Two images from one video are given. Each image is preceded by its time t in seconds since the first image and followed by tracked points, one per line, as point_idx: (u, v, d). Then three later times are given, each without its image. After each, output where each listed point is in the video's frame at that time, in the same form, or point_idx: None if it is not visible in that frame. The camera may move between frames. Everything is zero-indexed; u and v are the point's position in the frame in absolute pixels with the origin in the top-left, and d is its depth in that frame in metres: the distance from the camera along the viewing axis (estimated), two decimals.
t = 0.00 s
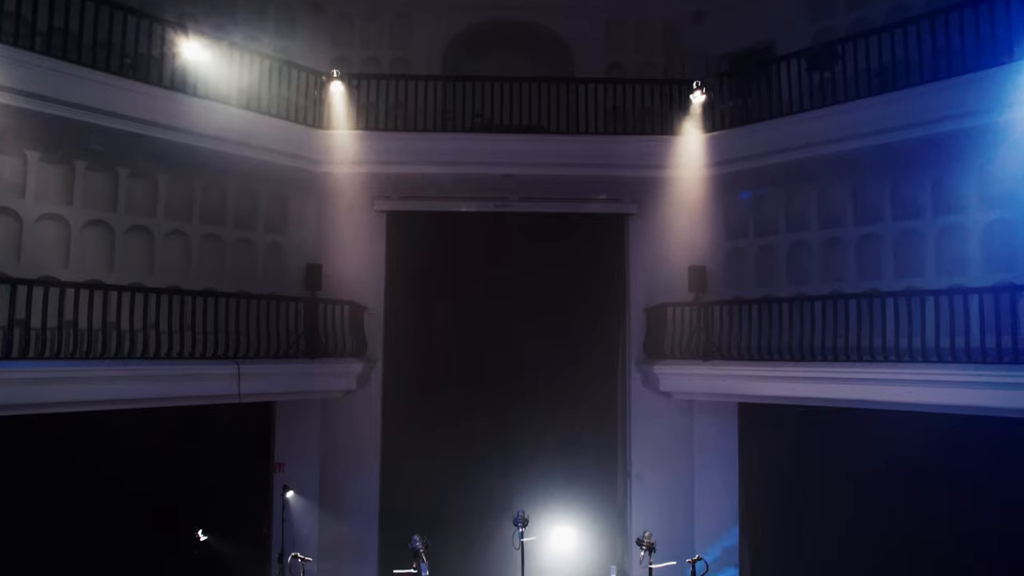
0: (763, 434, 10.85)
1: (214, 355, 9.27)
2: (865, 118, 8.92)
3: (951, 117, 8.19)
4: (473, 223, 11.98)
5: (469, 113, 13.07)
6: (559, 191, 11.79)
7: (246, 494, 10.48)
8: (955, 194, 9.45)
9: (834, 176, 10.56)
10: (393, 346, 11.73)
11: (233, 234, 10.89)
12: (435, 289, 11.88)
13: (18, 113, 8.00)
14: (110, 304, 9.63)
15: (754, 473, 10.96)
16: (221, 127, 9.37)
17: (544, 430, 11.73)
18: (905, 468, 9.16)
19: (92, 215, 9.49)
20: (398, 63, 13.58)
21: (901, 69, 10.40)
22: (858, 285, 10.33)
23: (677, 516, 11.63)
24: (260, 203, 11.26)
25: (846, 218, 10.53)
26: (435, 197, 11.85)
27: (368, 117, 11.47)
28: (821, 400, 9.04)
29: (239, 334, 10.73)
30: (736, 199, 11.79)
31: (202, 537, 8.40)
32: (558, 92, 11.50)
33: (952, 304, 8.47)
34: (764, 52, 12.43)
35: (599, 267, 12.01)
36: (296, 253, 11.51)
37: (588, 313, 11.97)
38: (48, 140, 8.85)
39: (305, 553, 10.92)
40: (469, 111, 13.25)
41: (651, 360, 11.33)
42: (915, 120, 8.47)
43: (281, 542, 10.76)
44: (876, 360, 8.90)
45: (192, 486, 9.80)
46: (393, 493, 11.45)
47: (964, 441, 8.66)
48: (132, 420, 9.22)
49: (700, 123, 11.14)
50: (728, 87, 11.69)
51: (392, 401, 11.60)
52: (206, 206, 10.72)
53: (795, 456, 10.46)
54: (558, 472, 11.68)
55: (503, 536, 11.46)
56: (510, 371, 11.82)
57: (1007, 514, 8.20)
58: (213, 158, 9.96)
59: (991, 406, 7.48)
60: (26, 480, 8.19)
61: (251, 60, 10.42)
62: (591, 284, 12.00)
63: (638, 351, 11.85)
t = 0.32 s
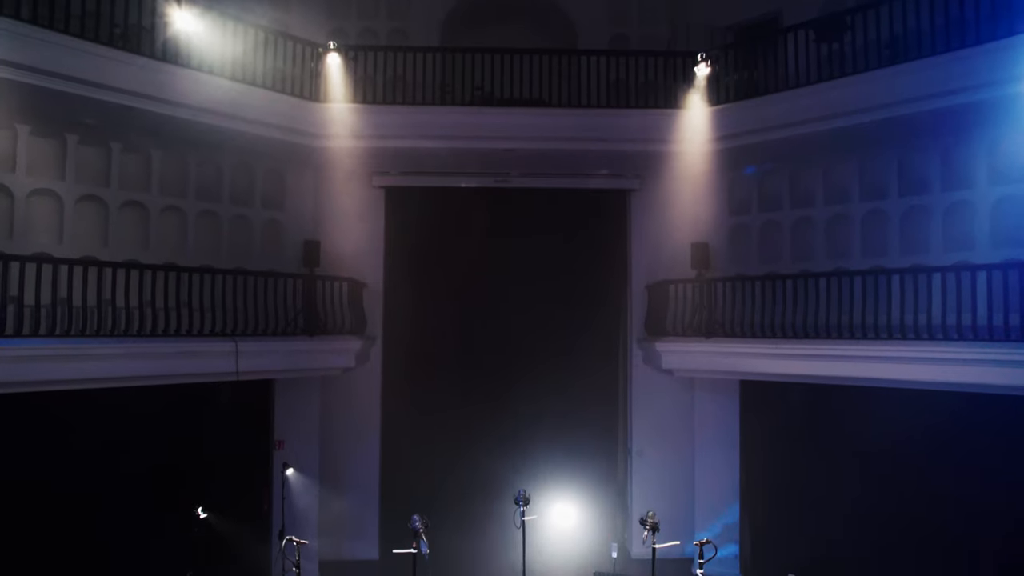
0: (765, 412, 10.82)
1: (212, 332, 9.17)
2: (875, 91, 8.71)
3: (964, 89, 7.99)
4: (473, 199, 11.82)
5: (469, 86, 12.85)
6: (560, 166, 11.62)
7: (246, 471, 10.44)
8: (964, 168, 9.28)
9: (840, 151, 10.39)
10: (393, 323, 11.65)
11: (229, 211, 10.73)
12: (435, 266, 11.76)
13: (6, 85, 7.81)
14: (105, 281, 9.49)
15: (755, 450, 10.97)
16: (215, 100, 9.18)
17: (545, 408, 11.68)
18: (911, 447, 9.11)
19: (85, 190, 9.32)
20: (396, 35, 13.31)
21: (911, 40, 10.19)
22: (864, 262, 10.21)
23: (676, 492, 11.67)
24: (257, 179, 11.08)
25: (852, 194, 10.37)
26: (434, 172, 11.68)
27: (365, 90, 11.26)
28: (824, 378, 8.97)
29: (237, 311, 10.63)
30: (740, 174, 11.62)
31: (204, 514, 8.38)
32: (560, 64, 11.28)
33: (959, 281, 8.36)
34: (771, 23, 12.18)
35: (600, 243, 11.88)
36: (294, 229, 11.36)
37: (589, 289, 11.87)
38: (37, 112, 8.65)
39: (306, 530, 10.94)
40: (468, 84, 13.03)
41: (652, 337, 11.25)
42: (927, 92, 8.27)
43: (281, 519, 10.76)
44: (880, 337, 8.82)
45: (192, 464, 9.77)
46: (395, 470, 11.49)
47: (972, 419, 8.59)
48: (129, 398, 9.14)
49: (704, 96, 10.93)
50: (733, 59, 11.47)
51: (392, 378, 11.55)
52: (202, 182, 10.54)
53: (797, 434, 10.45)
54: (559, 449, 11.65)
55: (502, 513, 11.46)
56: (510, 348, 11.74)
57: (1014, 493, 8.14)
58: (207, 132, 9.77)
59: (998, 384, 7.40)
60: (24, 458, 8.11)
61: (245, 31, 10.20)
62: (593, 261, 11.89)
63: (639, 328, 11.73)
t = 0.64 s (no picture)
0: (768, 389, 10.74)
1: (208, 309, 9.04)
2: (887, 62, 8.48)
3: (980, 59, 7.76)
4: (473, 173, 11.61)
5: (468, 58, 12.58)
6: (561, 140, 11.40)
7: (246, 450, 10.37)
8: (975, 142, 9.08)
9: (848, 125, 10.17)
10: (392, 300, 11.53)
11: (225, 186, 10.55)
12: (434, 242, 11.60)
13: None
14: (100, 258, 9.34)
15: (755, 428, 10.88)
16: (208, 72, 8.98)
17: (545, 386, 11.60)
18: (916, 425, 9.06)
19: (77, 165, 9.13)
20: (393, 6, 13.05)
21: (922, 11, 9.92)
22: (869, 238, 10.05)
23: (677, 468, 11.71)
24: (253, 154, 10.89)
25: (859, 169, 10.17)
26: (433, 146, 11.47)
27: (362, 63, 11.03)
28: (829, 356, 8.87)
29: (234, 288, 10.49)
30: (745, 149, 11.41)
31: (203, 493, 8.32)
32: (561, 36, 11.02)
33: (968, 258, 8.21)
34: None
35: (602, 219, 11.70)
36: (291, 205, 11.17)
37: (590, 266, 11.73)
38: (27, 84, 8.44)
39: (306, 508, 10.89)
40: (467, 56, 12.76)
41: (655, 314, 11.14)
42: (941, 63, 8.05)
43: (281, 497, 10.73)
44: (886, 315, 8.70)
45: (191, 442, 9.71)
46: (396, 447, 11.49)
47: (979, 398, 8.52)
48: (126, 376, 9.03)
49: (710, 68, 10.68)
50: (739, 30, 11.21)
51: (393, 356, 11.50)
52: (197, 156, 10.35)
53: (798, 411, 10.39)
54: (559, 426, 11.60)
55: (503, 490, 11.50)
56: (511, 326, 11.63)
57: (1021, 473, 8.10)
58: (201, 106, 9.57)
59: (1006, 362, 7.30)
60: (22, 437, 8.03)
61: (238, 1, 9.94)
62: (596, 238, 11.72)
63: (640, 306, 11.65)
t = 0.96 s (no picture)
0: (770, 368, 10.66)
1: (203, 287, 8.90)
2: (898, 33, 8.24)
3: (995, 30, 7.52)
4: (473, 149, 11.39)
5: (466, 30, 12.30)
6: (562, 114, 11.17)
7: (243, 430, 10.28)
8: (986, 116, 8.86)
9: (855, 99, 9.95)
10: (391, 277, 11.41)
11: (220, 161, 10.34)
12: (434, 219, 11.43)
13: None
14: (93, 236, 9.19)
15: (756, 405, 10.76)
16: (199, 43, 8.77)
17: (546, 363, 11.51)
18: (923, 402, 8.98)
19: (68, 140, 8.94)
20: None
21: None
22: (875, 215, 9.87)
23: (677, 446, 11.68)
24: (248, 129, 10.66)
25: (866, 144, 9.96)
26: (432, 121, 11.24)
27: (358, 34, 10.78)
28: (834, 335, 8.75)
29: (231, 266, 10.35)
30: (750, 123, 11.18)
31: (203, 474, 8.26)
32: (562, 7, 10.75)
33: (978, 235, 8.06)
34: None
35: (604, 196, 11.51)
36: (288, 181, 10.96)
37: (592, 243, 11.54)
38: (14, 56, 8.23)
39: (306, 487, 10.85)
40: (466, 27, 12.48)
41: (658, 292, 11.02)
42: (954, 34, 7.81)
43: (281, 477, 10.66)
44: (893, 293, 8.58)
45: (188, 421, 9.62)
46: (395, 426, 11.43)
47: (983, 376, 8.46)
48: (122, 356, 8.90)
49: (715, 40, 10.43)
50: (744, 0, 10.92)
51: (393, 334, 11.41)
52: (190, 131, 10.13)
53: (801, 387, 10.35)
54: (558, 404, 11.52)
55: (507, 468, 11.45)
56: (511, 303, 11.50)
57: None
58: (193, 78, 9.36)
59: (1016, 341, 7.19)
60: (18, 418, 7.93)
61: None
62: (598, 215, 11.52)
63: (642, 284, 11.61)
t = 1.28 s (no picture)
0: (776, 348, 10.66)
1: (199, 265, 8.75)
2: (911, 2, 8.00)
3: None
4: (473, 123, 11.17)
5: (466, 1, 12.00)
6: (564, 88, 10.94)
7: (241, 408, 10.22)
8: (998, 89, 8.65)
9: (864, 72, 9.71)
10: (389, 254, 11.26)
11: (215, 137, 10.14)
12: (434, 195, 11.24)
13: None
14: (86, 212, 9.02)
15: (760, 382, 10.82)
16: (190, 13, 8.56)
17: (546, 343, 11.39)
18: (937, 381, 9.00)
19: (58, 114, 8.75)
20: None
21: None
22: (883, 191, 9.68)
23: (678, 425, 11.62)
24: (244, 104, 10.43)
25: (874, 118, 9.74)
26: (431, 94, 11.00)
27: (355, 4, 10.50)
28: (840, 313, 8.64)
29: (227, 243, 10.19)
30: (757, 97, 10.89)
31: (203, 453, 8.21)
32: None
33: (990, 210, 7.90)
34: None
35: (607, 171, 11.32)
36: (284, 156, 10.75)
37: (594, 220, 11.32)
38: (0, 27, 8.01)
39: (307, 466, 10.80)
40: None
41: (660, 269, 10.88)
42: (968, 3, 7.58)
43: (281, 455, 10.59)
44: (901, 271, 8.45)
45: (185, 400, 9.54)
46: (396, 406, 11.33)
47: (996, 356, 8.53)
48: (115, 334, 8.78)
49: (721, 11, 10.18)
50: None
51: (394, 312, 11.31)
52: (184, 105, 9.91)
53: (809, 367, 10.33)
54: (558, 384, 11.41)
55: (507, 448, 11.36)
56: (511, 281, 11.37)
57: None
58: (184, 50, 9.13)
59: None
60: (15, 397, 7.86)
61: None
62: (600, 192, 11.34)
63: (644, 259, 11.50)
